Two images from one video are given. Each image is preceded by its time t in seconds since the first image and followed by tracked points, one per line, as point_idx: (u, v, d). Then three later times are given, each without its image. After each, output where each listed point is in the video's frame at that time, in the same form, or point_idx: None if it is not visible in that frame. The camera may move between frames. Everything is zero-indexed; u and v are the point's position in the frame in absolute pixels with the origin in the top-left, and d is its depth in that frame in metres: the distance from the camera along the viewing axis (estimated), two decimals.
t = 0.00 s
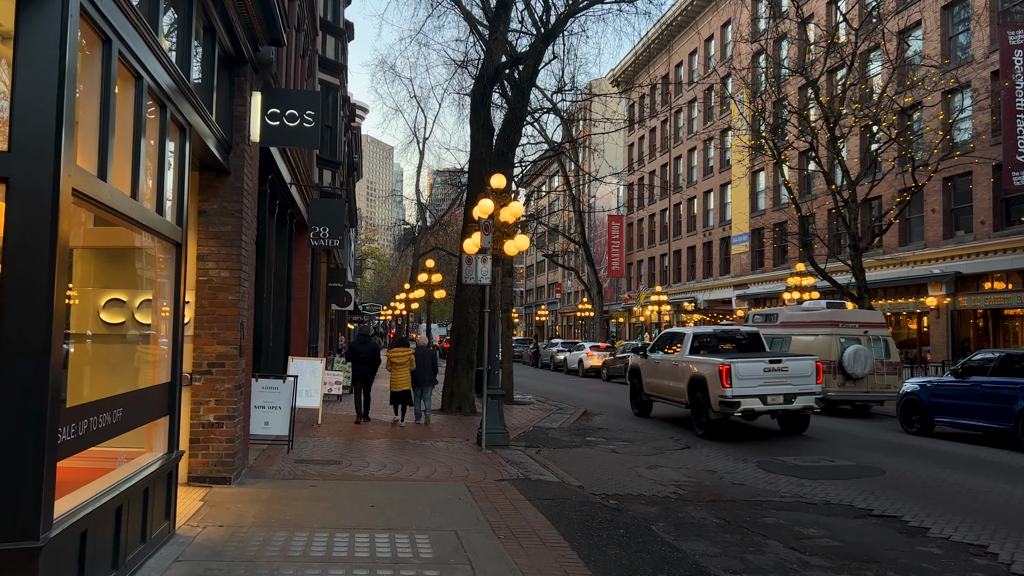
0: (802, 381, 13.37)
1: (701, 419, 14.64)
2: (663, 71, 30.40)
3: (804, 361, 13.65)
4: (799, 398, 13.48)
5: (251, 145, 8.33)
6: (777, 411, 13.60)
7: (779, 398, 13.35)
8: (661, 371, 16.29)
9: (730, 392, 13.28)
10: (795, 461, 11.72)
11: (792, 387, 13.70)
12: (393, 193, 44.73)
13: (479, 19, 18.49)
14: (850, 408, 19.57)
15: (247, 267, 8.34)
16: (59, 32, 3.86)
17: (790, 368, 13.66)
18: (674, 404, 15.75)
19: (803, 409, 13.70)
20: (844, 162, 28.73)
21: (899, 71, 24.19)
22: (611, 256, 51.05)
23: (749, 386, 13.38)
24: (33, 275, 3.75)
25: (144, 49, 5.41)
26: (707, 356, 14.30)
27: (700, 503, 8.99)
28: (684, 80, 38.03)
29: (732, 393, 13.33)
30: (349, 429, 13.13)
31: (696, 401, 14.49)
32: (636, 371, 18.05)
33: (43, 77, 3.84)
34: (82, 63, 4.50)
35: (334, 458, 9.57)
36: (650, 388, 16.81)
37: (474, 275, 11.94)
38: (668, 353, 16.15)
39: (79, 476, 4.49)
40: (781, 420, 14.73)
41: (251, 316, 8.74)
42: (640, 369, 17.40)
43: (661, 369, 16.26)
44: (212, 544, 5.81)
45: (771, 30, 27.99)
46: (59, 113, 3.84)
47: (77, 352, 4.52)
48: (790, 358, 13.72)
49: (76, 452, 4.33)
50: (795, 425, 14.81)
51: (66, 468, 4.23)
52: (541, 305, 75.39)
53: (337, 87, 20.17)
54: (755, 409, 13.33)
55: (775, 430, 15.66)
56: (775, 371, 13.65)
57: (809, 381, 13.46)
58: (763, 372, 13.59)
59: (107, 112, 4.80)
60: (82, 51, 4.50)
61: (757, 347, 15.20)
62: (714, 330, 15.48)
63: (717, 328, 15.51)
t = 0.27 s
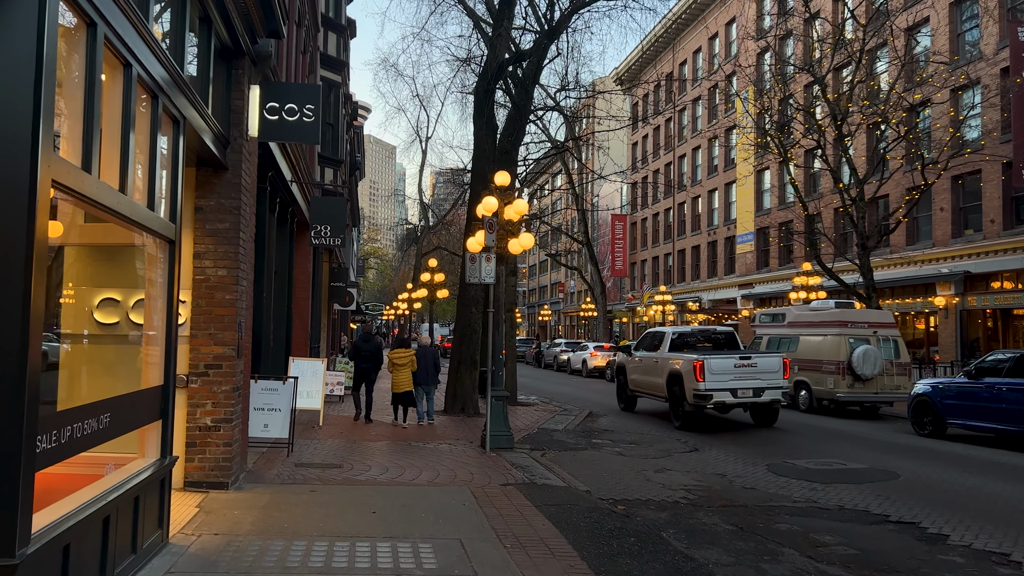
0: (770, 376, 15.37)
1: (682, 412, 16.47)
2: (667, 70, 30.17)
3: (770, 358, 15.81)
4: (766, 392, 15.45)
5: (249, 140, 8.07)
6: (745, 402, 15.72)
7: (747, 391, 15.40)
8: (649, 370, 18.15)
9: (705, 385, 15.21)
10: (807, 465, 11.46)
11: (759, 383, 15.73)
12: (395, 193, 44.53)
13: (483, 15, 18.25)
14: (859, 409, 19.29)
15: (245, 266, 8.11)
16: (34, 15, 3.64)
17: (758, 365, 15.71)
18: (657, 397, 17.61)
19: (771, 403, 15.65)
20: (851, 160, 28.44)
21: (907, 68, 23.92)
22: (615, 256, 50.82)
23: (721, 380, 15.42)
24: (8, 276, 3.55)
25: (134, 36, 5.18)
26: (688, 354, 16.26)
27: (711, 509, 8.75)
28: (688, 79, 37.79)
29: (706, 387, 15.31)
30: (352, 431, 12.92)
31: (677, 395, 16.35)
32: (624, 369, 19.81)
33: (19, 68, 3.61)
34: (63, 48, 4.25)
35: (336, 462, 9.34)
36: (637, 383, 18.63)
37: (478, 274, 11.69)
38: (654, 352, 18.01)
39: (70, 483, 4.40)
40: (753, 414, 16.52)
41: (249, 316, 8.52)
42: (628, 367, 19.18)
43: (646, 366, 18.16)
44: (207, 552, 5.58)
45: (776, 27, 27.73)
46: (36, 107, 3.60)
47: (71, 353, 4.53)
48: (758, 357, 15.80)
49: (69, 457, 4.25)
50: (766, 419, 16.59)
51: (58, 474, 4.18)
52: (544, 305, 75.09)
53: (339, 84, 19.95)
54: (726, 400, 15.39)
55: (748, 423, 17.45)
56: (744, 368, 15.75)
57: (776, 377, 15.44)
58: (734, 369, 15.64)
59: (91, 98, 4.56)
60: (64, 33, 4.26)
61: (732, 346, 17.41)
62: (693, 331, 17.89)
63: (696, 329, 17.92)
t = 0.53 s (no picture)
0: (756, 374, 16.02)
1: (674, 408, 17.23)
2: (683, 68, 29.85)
3: (758, 357, 16.35)
4: (753, 388, 16.13)
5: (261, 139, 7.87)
6: (735, 399, 16.29)
7: (736, 388, 16.07)
8: (644, 368, 18.88)
9: (694, 381, 16.02)
10: (833, 470, 11.15)
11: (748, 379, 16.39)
12: (409, 194, 44.46)
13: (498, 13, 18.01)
14: (882, 412, 18.88)
15: (257, 267, 7.94)
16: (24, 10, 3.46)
17: (746, 363, 16.36)
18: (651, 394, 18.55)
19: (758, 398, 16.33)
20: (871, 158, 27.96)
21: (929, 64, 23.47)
22: (630, 256, 50.48)
23: (710, 378, 16.13)
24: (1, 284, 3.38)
25: (140, 28, 5.00)
26: (677, 352, 17.18)
27: (736, 517, 8.48)
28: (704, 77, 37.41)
29: (696, 383, 16.09)
30: (366, 434, 12.75)
31: (670, 392, 17.10)
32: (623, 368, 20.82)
33: (10, 72, 3.43)
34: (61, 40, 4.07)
35: (350, 467, 9.15)
36: (634, 381, 19.61)
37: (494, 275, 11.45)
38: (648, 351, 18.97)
39: (78, 490, 4.36)
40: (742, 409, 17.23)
41: (263, 318, 8.35)
42: (626, 366, 20.15)
43: (642, 365, 19.12)
44: (218, 564, 5.41)
45: (793, 25, 27.38)
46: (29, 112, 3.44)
47: (84, 355, 4.56)
48: (746, 355, 16.44)
49: (78, 463, 4.23)
50: (755, 414, 17.29)
51: (67, 481, 4.16)
52: (558, 305, 74.81)
53: (354, 83, 19.79)
54: (716, 397, 16.02)
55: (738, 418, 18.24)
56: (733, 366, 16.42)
57: (762, 374, 16.11)
58: (723, 366, 16.30)
59: (91, 93, 4.39)
60: (61, 24, 4.08)
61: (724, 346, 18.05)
62: (687, 332, 18.49)
63: (690, 330, 18.53)
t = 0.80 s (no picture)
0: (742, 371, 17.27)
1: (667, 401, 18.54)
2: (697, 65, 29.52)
3: (745, 354, 17.59)
4: (739, 384, 17.47)
5: (270, 132, 7.73)
6: (724, 393, 17.53)
7: (724, 383, 17.37)
8: (641, 364, 20.14)
9: (685, 377, 17.28)
10: (856, 472, 10.83)
11: (735, 375, 17.62)
12: (421, 193, 44.33)
13: (511, 8, 17.77)
14: (903, 412, 18.49)
15: (268, 263, 7.76)
16: None
17: (734, 360, 17.68)
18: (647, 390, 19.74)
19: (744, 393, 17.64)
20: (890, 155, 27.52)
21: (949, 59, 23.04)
22: (643, 256, 50.12)
23: (700, 373, 17.38)
24: None
25: (145, 14, 4.80)
26: (671, 350, 18.36)
27: (759, 521, 8.22)
28: (718, 74, 37.06)
29: (687, 378, 17.34)
30: (378, 434, 12.55)
31: (663, 386, 18.39)
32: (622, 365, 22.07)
33: None
34: (55, 25, 3.84)
35: (362, 468, 8.95)
36: (632, 378, 20.82)
37: (508, 272, 11.22)
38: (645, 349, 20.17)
39: (82, 491, 4.26)
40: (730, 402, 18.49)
41: (273, 315, 8.17)
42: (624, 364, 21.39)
43: (639, 362, 20.34)
44: (226, 568, 5.24)
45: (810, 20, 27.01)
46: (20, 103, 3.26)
47: (97, 354, 4.55)
48: (734, 352, 17.74)
49: (86, 463, 4.17)
50: (742, 407, 18.59)
51: (73, 482, 4.10)
52: (571, 306, 74.49)
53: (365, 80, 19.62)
54: (705, 391, 17.28)
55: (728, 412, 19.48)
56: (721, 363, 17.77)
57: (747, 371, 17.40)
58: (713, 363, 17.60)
59: (88, 80, 4.17)
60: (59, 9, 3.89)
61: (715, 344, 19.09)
62: (681, 331, 19.58)
63: (685, 330, 19.65)
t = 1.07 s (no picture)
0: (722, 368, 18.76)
1: (655, 398, 20.11)
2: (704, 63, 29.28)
3: (726, 354, 19.18)
4: (721, 381, 19.03)
5: (272, 130, 7.49)
6: (707, 389, 19.12)
7: (706, 380, 18.96)
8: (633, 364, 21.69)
9: (670, 374, 18.91)
10: (872, 479, 10.59)
11: (717, 373, 19.23)
12: (425, 193, 44.12)
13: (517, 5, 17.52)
14: (914, 415, 18.20)
15: (269, 266, 7.55)
16: None
17: (715, 359, 19.26)
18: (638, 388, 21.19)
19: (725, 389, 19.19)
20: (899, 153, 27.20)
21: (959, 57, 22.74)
22: (648, 255, 49.85)
23: (685, 371, 19.03)
24: None
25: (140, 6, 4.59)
26: (658, 350, 19.90)
27: (775, 531, 7.98)
28: (724, 73, 36.79)
29: (672, 376, 18.94)
30: (383, 438, 12.35)
31: (652, 384, 19.97)
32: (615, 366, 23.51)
33: None
34: (40, 15, 3.64)
35: (367, 475, 8.73)
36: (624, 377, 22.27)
37: (515, 274, 10.98)
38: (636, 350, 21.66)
39: (71, 507, 4.08)
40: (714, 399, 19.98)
41: (275, 319, 7.96)
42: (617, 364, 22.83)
43: (631, 362, 21.84)
44: None
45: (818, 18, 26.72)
46: None
47: (99, 358, 4.53)
48: (716, 353, 19.29)
49: (83, 476, 4.07)
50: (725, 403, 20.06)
51: (68, 496, 3.99)
52: (575, 305, 74.24)
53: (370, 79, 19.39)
54: (689, 388, 18.88)
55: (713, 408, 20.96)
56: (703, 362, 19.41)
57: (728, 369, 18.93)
58: (696, 363, 19.17)
59: (75, 79, 3.97)
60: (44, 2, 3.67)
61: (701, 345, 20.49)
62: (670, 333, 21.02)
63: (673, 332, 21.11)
